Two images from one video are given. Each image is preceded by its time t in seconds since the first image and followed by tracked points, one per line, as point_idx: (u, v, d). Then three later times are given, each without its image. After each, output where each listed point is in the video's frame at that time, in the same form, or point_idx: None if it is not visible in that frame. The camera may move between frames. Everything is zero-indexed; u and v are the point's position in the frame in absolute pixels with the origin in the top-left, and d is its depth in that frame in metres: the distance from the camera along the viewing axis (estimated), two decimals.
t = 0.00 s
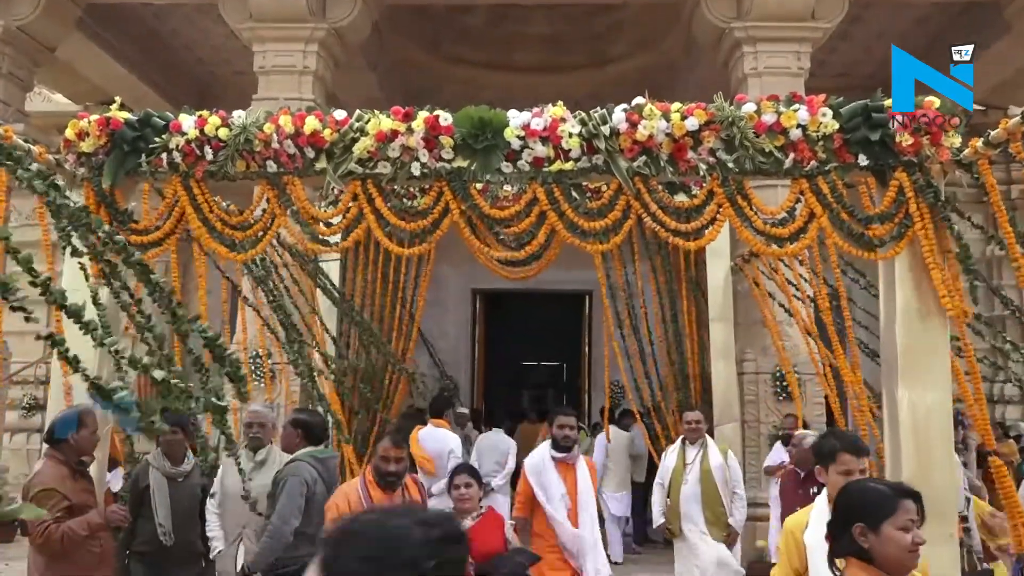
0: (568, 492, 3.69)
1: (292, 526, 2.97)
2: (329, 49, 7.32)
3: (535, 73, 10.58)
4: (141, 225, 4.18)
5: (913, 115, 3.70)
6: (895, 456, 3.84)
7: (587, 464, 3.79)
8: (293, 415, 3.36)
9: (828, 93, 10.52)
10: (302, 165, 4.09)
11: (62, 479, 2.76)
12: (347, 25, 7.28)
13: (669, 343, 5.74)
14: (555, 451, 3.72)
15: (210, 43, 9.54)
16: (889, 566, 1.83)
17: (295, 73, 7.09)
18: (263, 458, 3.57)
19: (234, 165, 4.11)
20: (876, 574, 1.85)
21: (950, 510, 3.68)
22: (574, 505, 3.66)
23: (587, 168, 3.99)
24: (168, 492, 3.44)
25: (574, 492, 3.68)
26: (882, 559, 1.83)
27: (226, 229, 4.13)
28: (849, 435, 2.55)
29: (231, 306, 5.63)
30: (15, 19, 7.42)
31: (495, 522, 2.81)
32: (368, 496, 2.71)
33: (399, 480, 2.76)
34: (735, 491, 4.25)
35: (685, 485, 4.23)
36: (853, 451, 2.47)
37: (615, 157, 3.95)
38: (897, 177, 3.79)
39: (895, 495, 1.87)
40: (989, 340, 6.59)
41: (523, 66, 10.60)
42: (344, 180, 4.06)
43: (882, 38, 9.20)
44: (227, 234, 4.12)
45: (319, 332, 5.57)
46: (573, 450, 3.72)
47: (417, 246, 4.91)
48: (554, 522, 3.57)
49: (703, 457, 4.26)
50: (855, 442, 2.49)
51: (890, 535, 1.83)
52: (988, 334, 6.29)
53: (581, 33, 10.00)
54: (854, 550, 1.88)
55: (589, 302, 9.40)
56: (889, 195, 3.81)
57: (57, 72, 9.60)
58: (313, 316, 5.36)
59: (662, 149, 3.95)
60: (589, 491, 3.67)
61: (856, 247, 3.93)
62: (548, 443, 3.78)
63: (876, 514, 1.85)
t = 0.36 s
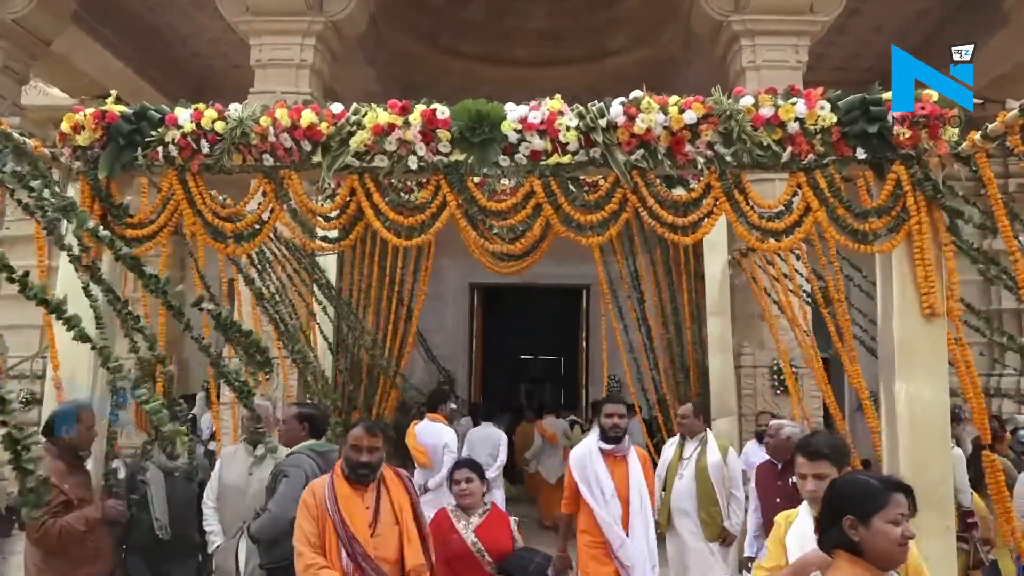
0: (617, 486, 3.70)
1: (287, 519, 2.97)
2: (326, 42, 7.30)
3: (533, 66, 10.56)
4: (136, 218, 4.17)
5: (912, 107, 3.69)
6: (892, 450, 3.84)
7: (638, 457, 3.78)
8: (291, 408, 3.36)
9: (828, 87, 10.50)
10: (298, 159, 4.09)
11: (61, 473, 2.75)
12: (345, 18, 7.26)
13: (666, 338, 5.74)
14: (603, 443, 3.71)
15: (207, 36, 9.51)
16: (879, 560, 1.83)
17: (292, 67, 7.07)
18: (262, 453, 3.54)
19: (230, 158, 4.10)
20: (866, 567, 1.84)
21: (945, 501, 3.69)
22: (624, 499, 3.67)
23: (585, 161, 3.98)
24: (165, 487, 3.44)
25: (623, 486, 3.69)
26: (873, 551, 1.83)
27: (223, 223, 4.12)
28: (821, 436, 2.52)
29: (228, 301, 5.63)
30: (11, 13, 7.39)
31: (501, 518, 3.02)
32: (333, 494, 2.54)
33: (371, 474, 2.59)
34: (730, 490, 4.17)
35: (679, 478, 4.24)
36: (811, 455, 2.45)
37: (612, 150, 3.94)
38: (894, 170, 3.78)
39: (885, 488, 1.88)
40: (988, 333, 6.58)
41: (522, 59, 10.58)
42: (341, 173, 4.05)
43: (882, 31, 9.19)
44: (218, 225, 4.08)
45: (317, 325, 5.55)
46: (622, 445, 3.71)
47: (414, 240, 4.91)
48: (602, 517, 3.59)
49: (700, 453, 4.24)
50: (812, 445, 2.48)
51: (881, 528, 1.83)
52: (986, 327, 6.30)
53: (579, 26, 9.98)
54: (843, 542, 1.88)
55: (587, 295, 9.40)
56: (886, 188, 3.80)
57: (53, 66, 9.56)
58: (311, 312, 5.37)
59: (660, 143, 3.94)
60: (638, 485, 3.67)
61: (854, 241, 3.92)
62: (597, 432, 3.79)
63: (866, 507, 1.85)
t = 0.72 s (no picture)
0: (655, 494, 3.41)
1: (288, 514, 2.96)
2: (325, 37, 7.28)
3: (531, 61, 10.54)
4: (135, 214, 4.17)
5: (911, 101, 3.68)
6: (891, 444, 3.85)
7: (676, 460, 3.48)
8: (292, 402, 3.36)
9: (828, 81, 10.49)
10: (297, 153, 4.09)
11: (62, 469, 2.76)
12: (343, 13, 7.25)
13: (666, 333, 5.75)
14: (635, 448, 3.44)
15: (205, 31, 9.49)
16: (876, 555, 1.84)
17: (291, 61, 7.05)
18: (263, 448, 3.55)
19: (229, 153, 4.10)
20: (863, 563, 1.84)
21: (944, 494, 3.70)
22: (664, 509, 3.38)
23: (584, 156, 3.98)
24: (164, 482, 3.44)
25: (662, 494, 3.40)
26: (870, 548, 1.84)
27: (222, 218, 4.11)
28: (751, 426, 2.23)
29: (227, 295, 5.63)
30: (9, 7, 7.39)
31: (526, 523, 2.84)
32: (314, 500, 2.43)
33: (362, 478, 2.49)
34: (728, 486, 3.80)
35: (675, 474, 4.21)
36: (745, 456, 2.19)
37: (611, 144, 3.94)
38: (894, 165, 3.78)
39: (884, 483, 1.89)
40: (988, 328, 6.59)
41: (521, 55, 10.56)
42: (340, 168, 4.05)
43: (881, 25, 9.18)
44: (217, 221, 4.08)
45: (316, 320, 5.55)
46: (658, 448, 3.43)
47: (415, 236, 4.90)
48: (646, 532, 3.31)
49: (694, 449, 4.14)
50: (745, 443, 2.18)
51: (878, 524, 1.83)
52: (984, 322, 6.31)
53: (578, 20, 9.96)
54: (839, 538, 1.88)
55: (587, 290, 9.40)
56: (885, 182, 3.79)
57: (51, 62, 9.54)
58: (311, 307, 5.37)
59: (659, 137, 3.94)
60: (678, 492, 3.37)
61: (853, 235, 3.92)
62: (629, 437, 3.52)
63: (863, 503, 1.85)
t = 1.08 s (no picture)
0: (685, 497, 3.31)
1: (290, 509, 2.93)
2: (323, 32, 7.26)
3: (530, 56, 10.52)
4: (133, 209, 4.15)
5: (910, 96, 3.68)
6: (890, 438, 3.85)
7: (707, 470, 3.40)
8: (292, 398, 3.36)
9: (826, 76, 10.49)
10: (295, 149, 4.07)
11: (62, 463, 2.73)
12: (341, 8, 7.23)
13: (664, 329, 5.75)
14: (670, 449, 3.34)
15: (202, 27, 9.47)
16: (869, 548, 1.84)
17: (288, 56, 7.03)
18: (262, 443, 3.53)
19: (227, 149, 4.08)
20: (856, 557, 1.85)
21: (942, 489, 3.70)
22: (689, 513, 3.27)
23: (583, 151, 3.97)
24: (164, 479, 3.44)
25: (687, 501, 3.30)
26: (863, 541, 1.84)
27: (221, 213, 4.10)
28: (713, 427, 2.10)
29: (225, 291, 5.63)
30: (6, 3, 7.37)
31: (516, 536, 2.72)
32: (235, 543, 2.07)
33: (287, 505, 2.06)
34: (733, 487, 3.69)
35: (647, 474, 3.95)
36: (706, 453, 2.03)
37: (610, 140, 3.92)
38: (892, 159, 3.77)
39: (875, 476, 1.90)
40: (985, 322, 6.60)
41: (519, 50, 10.54)
42: (338, 163, 4.04)
43: (880, 19, 9.17)
44: (220, 218, 4.08)
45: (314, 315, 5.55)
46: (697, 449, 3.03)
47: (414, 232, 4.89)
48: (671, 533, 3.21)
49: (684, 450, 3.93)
50: (707, 441, 2.04)
51: (872, 517, 1.83)
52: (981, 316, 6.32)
53: (576, 15, 9.94)
54: (833, 533, 1.88)
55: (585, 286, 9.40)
56: (884, 177, 3.79)
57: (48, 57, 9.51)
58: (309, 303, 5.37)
59: (657, 132, 3.93)
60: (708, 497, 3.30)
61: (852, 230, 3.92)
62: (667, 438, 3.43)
63: (856, 496, 1.86)
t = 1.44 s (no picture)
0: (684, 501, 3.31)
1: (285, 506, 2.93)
2: (320, 25, 7.24)
3: (528, 50, 10.49)
4: (130, 203, 4.14)
5: (908, 90, 3.68)
6: (888, 431, 3.86)
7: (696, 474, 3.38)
8: (291, 393, 3.37)
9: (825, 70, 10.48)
10: (292, 143, 4.07)
11: (61, 458, 2.75)
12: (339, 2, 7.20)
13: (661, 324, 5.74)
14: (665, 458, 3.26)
15: (199, 20, 9.43)
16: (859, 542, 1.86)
17: (286, 50, 7.01)
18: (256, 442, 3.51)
19: (223, 143, 4.07)
20: (845, 551, 1.86)
21: (939, 481, 3.71)
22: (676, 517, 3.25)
23: (581, 144, 3.97)
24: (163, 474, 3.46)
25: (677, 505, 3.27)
26: (853, 535, 1.85)
27: (218, 206, 4.09)
28: (698, 420, 2.05)
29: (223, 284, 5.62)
30: None
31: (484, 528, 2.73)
32: (158, 546, 1.93)
33: (222, 509, 1.95)
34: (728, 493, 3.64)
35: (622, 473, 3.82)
36: (692, 441, 1.95)
37: (608, 133, 3.92)
38: (891, 153, 3.77)
39: (858, 469, 1.92)
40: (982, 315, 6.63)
41: (518, 44, 10.51)
42: (336, 157, 4.03)
43: (879, 13, 9.16)
44: (217, 211, 4.05)
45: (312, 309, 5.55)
46: (744, 443, 2.74)
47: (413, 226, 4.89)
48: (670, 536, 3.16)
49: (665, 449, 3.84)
50: (694, 430, 1.97)
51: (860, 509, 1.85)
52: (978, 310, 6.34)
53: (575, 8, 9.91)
54: (823, 529, 1.89)
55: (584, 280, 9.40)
56: (883, 170, 3.80)
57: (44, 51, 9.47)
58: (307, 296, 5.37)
59: (655, 125, 3.92)
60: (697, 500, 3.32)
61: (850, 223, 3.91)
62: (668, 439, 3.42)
63: (844, 489, 1.88)
